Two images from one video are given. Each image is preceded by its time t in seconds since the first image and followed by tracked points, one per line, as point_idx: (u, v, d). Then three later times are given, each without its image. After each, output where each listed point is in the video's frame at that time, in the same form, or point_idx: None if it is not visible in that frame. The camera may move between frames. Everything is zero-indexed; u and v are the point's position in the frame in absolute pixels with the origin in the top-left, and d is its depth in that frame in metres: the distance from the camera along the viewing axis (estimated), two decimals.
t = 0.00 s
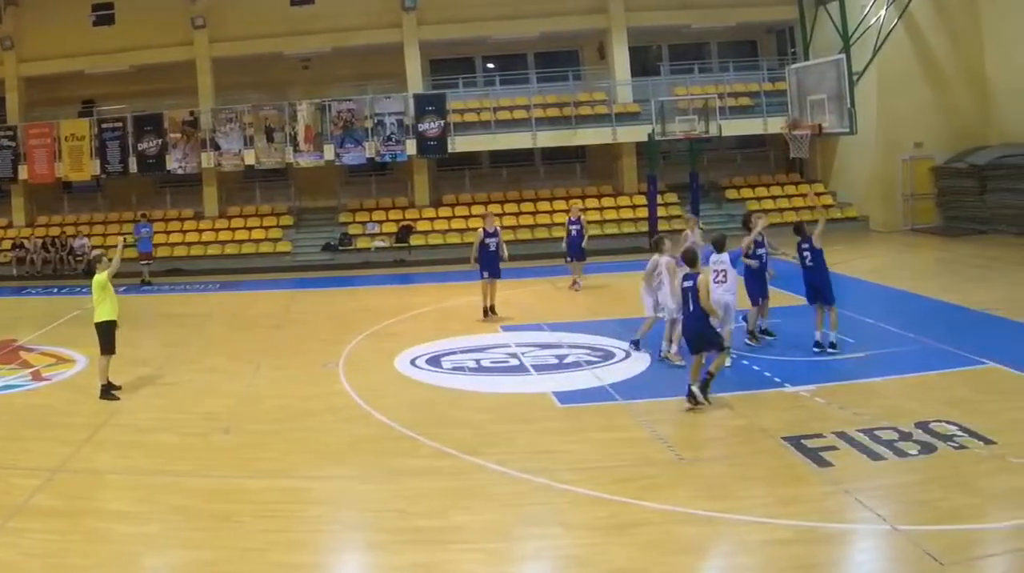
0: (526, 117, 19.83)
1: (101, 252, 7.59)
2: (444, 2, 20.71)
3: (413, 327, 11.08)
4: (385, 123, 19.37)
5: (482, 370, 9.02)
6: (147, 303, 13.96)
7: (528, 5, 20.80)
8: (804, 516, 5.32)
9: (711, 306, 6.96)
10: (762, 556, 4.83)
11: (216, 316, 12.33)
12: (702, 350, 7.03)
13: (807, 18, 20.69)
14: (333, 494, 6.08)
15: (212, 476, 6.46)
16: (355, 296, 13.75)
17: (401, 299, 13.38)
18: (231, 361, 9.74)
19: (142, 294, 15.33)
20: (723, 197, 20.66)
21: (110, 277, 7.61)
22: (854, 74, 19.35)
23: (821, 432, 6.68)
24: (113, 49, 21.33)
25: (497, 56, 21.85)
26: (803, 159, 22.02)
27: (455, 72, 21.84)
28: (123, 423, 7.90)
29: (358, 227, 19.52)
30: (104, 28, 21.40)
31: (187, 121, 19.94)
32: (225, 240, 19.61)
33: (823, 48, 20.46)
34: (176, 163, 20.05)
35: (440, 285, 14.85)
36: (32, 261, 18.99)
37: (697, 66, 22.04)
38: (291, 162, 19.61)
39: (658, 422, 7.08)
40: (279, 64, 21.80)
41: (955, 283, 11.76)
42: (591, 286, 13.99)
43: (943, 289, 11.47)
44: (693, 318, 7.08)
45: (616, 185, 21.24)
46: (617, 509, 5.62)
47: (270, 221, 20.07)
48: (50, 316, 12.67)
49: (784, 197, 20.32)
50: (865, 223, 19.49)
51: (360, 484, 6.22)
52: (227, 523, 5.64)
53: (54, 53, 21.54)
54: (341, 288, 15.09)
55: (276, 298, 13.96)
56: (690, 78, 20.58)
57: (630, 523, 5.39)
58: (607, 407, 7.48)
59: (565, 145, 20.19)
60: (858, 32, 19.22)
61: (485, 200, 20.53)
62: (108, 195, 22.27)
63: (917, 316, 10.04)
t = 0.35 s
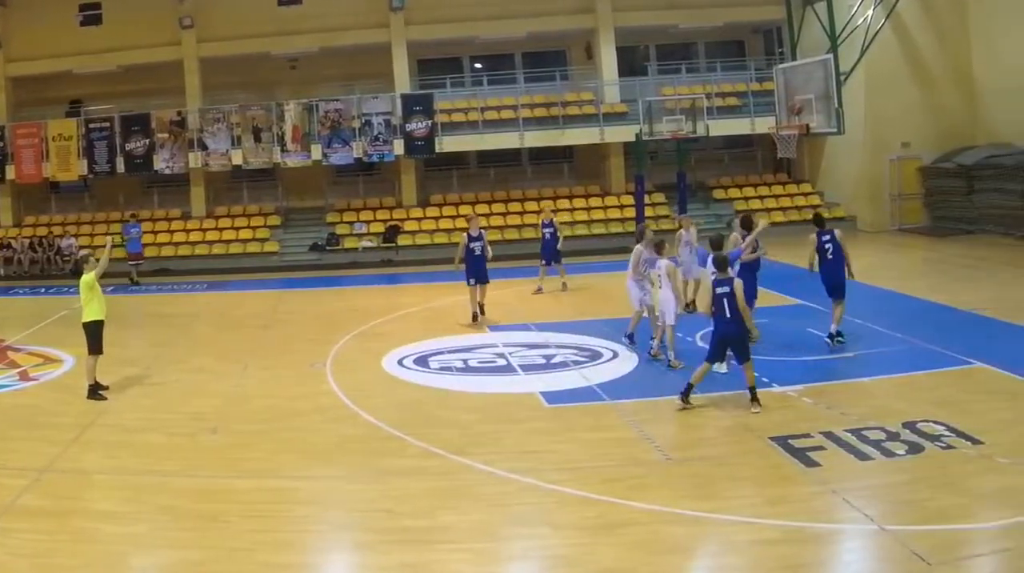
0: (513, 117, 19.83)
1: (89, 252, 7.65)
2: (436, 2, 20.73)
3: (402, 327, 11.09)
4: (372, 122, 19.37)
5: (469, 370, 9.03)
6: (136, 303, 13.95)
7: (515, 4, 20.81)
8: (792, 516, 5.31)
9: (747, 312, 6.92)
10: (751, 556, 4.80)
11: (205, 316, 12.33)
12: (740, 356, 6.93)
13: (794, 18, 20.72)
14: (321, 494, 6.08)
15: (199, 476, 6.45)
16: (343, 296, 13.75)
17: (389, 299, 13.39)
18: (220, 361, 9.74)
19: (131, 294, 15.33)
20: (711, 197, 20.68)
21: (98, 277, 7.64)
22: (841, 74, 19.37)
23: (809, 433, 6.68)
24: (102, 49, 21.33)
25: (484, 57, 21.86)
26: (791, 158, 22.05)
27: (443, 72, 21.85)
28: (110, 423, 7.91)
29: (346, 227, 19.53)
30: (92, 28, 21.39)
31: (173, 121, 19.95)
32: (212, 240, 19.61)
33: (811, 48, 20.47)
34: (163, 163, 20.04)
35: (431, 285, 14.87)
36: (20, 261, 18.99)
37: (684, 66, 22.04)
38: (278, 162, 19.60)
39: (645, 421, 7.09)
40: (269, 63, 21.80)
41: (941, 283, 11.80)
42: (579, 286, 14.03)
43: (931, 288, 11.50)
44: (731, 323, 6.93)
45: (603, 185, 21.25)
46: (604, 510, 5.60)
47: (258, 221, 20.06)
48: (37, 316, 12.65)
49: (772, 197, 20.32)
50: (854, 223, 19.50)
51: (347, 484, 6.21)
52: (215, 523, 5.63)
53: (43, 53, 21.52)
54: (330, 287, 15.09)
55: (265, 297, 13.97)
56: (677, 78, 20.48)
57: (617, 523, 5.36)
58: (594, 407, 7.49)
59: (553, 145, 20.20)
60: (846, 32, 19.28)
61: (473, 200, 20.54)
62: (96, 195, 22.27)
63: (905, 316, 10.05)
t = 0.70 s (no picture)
0: (513, 117, 19.84)
1: (89, 252, 7.66)
2: (436, 2, 20.72)
3: (402, 327, 11.09)
4: (372, 122, 19.35)
5: (469, 371, 9.03)
6: (136, 303, 13.95)
7: (514, 4, 20.81)
8: (793, 516, 5.30)
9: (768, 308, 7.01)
10: (752, 557, 4.80)
11: (205, 316, 12.34)
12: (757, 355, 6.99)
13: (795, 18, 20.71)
14: (322, 494, 6.08)
15: (199, 475, 6.45)
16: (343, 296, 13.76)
17: (389, 299, 13.39)
18: (220, 361, 9.75)
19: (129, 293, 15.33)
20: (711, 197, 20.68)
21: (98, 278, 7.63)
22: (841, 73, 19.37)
23: (809, 433, 6.68)
24: (102, 49, 21.33)
25: (484, 56, 21.87)
26: (791, 158, 22.05)
27: (442, 72, 21.84)
28: (109, 423, 7.92)
29: (346, 227, 19.51)
30: (93, 28, 21.38)
31: (173, 121, 19.95)
32: (212, 240, 19.60)
33: (811, 48, 20.46)
34: (163, 163, 20.04)
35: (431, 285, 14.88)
36: (20, 261, 18.98)
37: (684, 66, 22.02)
38: (278, 161, 19.60)
39: (645, 421, 7.09)
40: (269, 63, 21.80)
41: (941, 283, 11.81)
42: (578, 286, 14.05)
43: (930, 288, 11.51)
44: (755, 320, 6.99)
45: (603, 185, 21.26)
46: (604, 509, 5.60)
47: (258, 221, 20.05)
48: (38, 316, 12.66)
49: (772, 197, 20.33)
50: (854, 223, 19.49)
51: (347, 484, 6.21)
52: (215, 523, 5.63)
53: (43, 53, 21.52)
54: (330, 287, 15.09)
55: (265, 297, 13.97)
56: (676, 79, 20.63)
57: (617, 524, 5.36)
58: (594, 407, 7.49)
59: (553, 145, 20.20)
60: (846, 32, 19.24)
61: (473, 200, 20.54)
62: (96, 195, 22.27)
63: (906, 316, 10.04)
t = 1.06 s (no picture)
0: (513, 117, 19.84)
1: (89, 252, 7.66)
2: (436, 2, 20.72)
3: (402, 327, 11.09)
4: (372, 122, 19.35)
5: (469, 371, 9.04)
6: (135, 303, 13.95)
7: (514, 4, 20.82)
8: (793, 516, 5.30)
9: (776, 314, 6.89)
10: (752, 557, 4.80)
11: (205, 316, 12.33)
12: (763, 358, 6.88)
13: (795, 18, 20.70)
14: (322, 494, 6.08)
15: (200, 475, 6.45)
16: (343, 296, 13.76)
17: (389, 299, 13.39)
18: (220, 361, 9.76)
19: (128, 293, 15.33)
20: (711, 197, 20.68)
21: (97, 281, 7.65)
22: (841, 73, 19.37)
23: (809, 433, 6.68)
24: (102, 49, 21.33)
25: (484, 56, 21.86)
26: (791, 158, 22.05)
27: (442, 72, 21.85)
28: (109, 423, 7.93)
29: (346, 227, 19.51)
30: (93, 28, 21.38)
31: (174, 121, 19.95)
32: (212, 240, 19.60)
33: (811, 48, 20.44)
34: (163, 163, 20.04)
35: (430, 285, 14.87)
36: (20, 261, 18.99)
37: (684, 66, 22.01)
38: (278, 161, 19.59)
39: (646, 422, 7.09)
40: (269, 63, 21.80)
41: (941, 283, 11.81)
42: (578, 286, 14.05)
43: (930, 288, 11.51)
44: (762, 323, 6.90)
45: (603, 185, 21.26)
46: (604, 510, 5.60)
47: (258, 221, 20.05)
48: (37, 317, 12.65)
49: (772, 197, 20.32)
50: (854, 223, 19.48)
51: (347, 484, 6.21)
52: (216, 523, 5.62)
53: (43, 53, 21.51)
54: (330, 287, 15.10)
55: (264, 297, 13.97)
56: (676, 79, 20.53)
57: (616, 523, 5.36)
58: (594, 407, 7.49)
59: (553, 145, 20.20)
60: (846, 32, 19.24)
61: (473, 200, 20.54)
62: (96, 196, 22.27)
63: (906, 316, 10.03)
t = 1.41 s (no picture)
0: (513, 117, 19.83)
1: (89, 252, 7.66)
2: (436, 2, 20.72)
3: (402, 327, 11.08)
4: (373, 122, 19.36)
5: (469, 371, 9.03)
6: (135, 303, 13.95)
7: (514, 4, 20.82)
8: (793, 516, 5.30)
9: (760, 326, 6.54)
10: (753, 557, 4.79)
11: (205, 316, 12.34)
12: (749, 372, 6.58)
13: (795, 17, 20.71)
14: (322, 493, 6.08)
15: (200, 475, 6.45)
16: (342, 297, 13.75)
17: (388, 299, 13.38)
18: (220, 362, 9.76)
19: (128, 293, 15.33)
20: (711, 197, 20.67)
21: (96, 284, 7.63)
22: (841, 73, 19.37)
23: (809, 433, 6.68)
24: (103, 49, 21.33)
25: (484, 56, 21.86)
26: (791, 158, 22.05)
27: (443, 72, 21.85)
28: (109, 423, 7.94)
29: (346, 227, 19.52)
30: (93, 28, 21.38)
31: (174, 121, 19.96)
32: (212, 240, 19.61)
33: (811, 48, 20.45)
34: (163, 163, 20.05)
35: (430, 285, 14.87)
36: (20, 261, 19.01)
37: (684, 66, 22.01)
38: (278, 162, 19.57)
39: (645, 422, 7.09)
40: (269, 63, 21.80)
41: (940, 283, 11.81)
42: (577, 287, 14.04)
43: (930, 288, 11.50)
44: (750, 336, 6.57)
45: (603, 185, 21.27)
46: (605, 510, 5.59)
47: (259, 221, 20.07)
48: (37, 317, 12.65)
49: (772, 197, 20.33)
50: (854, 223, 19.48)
51: (347, 484, 6.21)
52: (216, 523, 5.62)
53: (43, 53, 21.51)
54: (329, 287, 15.10)
55: (264, 297, 13.97)
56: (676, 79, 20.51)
57: (616, 523, 5.35)
58: (594, 407, 7.49)
59: (553, 145, 20.20)
60: (846, 32, 19.25)
61: (473, 200, 20.55)
62: (96, 195, 22.28)
63: (906, 316, 10.03)
